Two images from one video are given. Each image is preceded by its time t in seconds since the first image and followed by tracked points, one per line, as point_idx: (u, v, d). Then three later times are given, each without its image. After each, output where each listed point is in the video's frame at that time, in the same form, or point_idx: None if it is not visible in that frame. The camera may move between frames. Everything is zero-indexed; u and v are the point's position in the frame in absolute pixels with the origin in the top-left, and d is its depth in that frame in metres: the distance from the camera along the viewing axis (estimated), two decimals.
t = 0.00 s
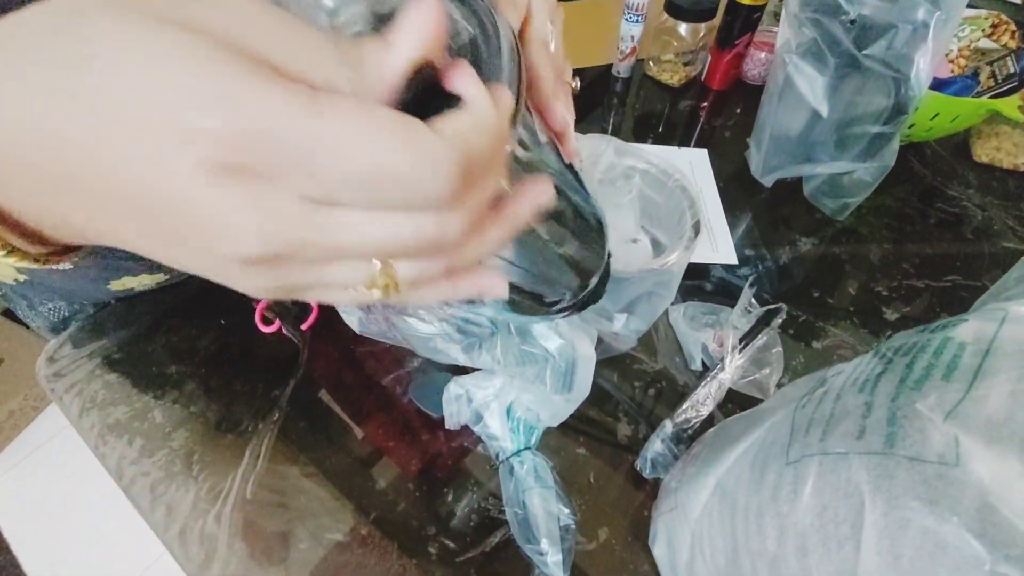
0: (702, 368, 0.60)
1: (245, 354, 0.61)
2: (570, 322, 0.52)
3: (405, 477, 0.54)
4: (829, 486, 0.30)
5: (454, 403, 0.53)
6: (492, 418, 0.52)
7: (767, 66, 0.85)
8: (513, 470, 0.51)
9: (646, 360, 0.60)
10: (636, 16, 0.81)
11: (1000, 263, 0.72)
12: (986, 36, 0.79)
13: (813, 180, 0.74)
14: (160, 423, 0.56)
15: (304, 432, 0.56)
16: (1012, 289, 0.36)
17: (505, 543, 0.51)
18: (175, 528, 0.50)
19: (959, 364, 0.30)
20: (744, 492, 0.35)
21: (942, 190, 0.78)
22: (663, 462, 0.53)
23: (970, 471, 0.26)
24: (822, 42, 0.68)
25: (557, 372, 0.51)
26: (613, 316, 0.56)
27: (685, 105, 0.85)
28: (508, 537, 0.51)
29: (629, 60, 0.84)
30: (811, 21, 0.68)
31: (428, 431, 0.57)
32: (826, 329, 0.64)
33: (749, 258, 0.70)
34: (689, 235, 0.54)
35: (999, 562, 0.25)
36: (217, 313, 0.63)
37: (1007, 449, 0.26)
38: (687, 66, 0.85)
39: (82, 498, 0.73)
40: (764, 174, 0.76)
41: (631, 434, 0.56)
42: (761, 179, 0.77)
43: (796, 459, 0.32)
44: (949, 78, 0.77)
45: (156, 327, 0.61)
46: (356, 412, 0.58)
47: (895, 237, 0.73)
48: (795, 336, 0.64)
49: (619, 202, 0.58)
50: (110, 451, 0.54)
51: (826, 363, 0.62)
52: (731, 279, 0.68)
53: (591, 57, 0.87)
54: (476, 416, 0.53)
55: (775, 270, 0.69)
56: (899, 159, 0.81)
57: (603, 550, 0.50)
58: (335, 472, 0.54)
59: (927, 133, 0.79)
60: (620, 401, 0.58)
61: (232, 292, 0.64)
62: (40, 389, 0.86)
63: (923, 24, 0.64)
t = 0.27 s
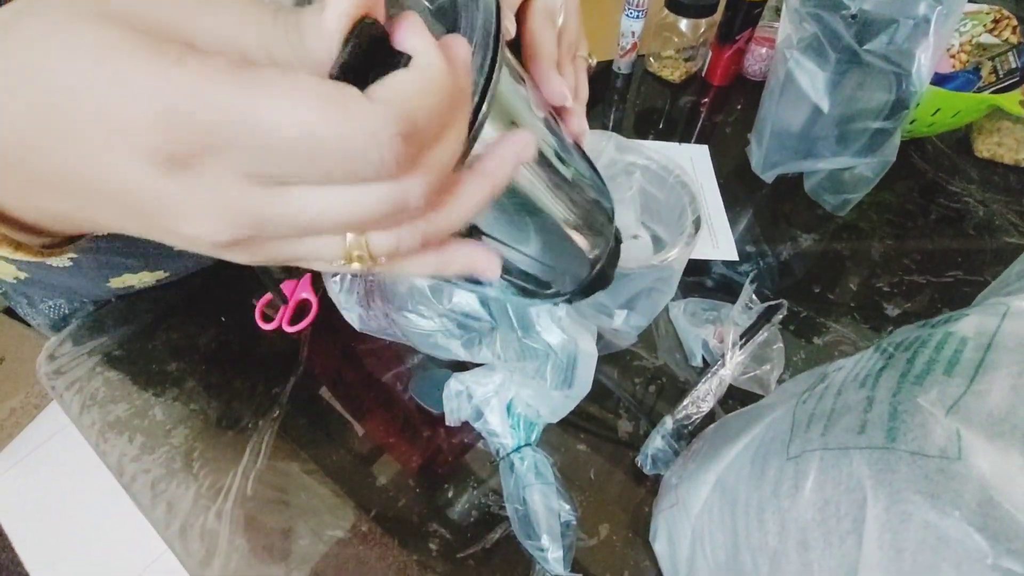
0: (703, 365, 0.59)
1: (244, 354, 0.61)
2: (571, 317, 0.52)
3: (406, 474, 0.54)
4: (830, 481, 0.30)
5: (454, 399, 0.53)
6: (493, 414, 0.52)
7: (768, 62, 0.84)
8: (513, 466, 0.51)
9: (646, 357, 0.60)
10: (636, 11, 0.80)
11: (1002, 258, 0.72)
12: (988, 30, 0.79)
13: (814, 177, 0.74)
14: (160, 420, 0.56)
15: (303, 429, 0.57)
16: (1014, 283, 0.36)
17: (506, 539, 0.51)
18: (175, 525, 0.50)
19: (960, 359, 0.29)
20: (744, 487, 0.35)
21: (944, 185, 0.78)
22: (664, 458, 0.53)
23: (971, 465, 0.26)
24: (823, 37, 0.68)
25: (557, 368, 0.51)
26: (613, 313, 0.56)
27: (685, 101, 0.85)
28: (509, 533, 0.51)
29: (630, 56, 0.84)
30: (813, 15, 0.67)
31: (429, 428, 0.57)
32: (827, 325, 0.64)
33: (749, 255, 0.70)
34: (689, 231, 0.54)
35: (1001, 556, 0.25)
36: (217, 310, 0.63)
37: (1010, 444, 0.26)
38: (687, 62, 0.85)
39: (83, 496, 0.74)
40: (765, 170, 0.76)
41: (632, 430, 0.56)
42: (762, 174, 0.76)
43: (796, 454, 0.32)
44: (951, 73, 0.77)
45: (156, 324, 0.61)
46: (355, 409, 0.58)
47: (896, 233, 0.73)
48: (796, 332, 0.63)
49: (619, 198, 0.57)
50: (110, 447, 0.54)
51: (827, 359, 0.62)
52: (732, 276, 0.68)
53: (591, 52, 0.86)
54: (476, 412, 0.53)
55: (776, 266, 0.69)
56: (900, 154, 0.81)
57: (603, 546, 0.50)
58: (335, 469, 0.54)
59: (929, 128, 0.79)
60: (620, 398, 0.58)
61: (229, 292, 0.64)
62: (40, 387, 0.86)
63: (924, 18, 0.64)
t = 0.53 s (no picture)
0: (704, 361, 0.59)
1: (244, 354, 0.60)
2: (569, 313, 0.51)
3: (407, 472, 0.54)
4: (835, 477, 0.30)
5: (456, 397, 0.53)
6: (494, 411, 0.52)
7: (769, 59, 0.84)
8: (515, 463, 0.51)
9: (647, 353, 0.60)
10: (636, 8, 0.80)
11: (1004, 254, 0.72)
12: (990, 25, 0.79)
13: (815, 173, 0.74)
14: (163, 418, 0.56)
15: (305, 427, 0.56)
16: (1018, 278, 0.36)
17: (508, 536, 0.51)
18: (180, 523, 0.53)
19: (963, 353, 0.29)
20: (749, 483, 0.35)
21: (946, 181, 0.78)
22: (666, 455, 0.53)
23: (976, 459, 0.26)
24: (824, 33, 0.68)
25: (558, 366, 0.50)
26: (614, 309, 0.56)
27: (686, 98, 0.85)
28: (510, 530, 0.51)
29: (630, 53, 0.84)
30: (814, 10, 0.67)
31: (432, 425, 0.56)
32: (829, 322, 0.64)
33: (751, 251, 0.70)
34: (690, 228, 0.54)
35: (1004, 550, 0.25)
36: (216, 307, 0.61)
37: (1016, 437, 0.26)
38: (688, 59, 0.85)
39: (86, 494, 0.74)
40: (766, 166, 0.76)
41: (634, 427, 0.56)
42: (763, 171, 0.77)
43: (799, 449, 0.32)
44: (952, 69, 0.76)
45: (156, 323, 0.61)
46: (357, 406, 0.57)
47: (897, 229, 0.73)
48: (798, 329, 0.63)
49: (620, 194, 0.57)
50: (111, 445, 0.56)
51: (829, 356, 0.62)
52: (733, 272, 0.68)
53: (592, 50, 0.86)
54: (477, 409, 0.53)
55: (778, 263, 0.69)
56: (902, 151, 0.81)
57: (605, 542, 0.50)
58: (337, 465, 0.54)
59: (930, 124, 0.78)
60: (622, 395, 0.58)
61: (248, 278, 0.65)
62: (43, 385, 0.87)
63: (927, 13, 0.64)
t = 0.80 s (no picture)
0: (705, 356, 0.59)
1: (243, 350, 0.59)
2: (569, 308, 0.51)
3: (408, 467, 0.54)
4: (836, 469, 0.30)
5: (457, 391, 0.51)
6: (495, 406, 0.51)
7: (770, 53, 0.84)
8: (516, 458, 0.51)
9: (649, 348, 0.60)
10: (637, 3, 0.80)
11: (1006, 249, 0.71)
12: (993, 19, 0.78)
13: (816, 168, 0.74)
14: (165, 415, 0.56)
15: (304, 422, 0.55)
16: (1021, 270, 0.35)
17: (508, 531, 0.51)
18: (180, 520, 0.54)
19: (966, 345, 0.29)
20: (750, 475, 0.35)
21: (948, 176, 0.77)
22: (667, 449, 0.53)
23: (979, 450, 0.26)
24: (827, 26, 0.68)
25: (558, 361, 0.51)
26: (615, 304, 0.56)
27: (687, 93, 0.85)
28: (511, 526, 0.51)
29: (631, 47, 0.83)
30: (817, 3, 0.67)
31: (433, 420, 0.55)
32: (831, 317, 0.64)
33: (752, 247, 0.70)
34: (693, 222, 0.53)
35: (1008, 541, 0.25)
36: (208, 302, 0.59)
37: (1020, 428, 0.26)
38: (689, 54, 0.84)
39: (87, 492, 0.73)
40: (767, 161, 0.76)
41: (635, 422, 0.56)
42: (765, 166, 0.76)
43: (802, 442, 0.32)
44: (955, 63, 0.76)
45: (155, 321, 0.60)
46: (358, 402, 0.56)
47: (898, 224, 0.73)
48: (800, 324, 0.63)
49: (621, 189, 0.57)
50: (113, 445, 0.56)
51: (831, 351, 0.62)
52: (735, 267, 0.68)
53: (592, 44, 0.86)
54: (478, 404, 0.51)
55: (779, 258, 0.69)
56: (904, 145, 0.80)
57: (606, 537, 0.50)
58: (336, 461, 0.54)
59: (932, 119, 0.78)
60: (623, 389, 0.57)
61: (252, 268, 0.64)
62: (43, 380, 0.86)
63: (931, 5, 0.63)
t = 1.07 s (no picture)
0: (721, 340, 0.59)
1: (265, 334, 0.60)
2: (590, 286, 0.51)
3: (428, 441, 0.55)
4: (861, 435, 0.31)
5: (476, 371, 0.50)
6: (514, 384, 0.50)
7: (789, 44, 0.84)
8: (534, 435, 0.52)
9: (665, 330, 0.60)
10: None
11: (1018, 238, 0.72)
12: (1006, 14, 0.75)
13: (833, 158, 0.74)
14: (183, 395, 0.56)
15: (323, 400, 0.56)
16: None
17: (527, 504, 0.51)
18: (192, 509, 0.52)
19: (990, 316, 0.30)
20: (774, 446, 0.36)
21: (963, 169, 0.77)
22: (684, 428, 0.54)
23: (1005, 414, 0.27)
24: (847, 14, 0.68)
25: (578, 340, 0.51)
26: (634, 285, 0.56)
27: (704, 82, 0.85)
28: (529, 499, 0.52)
29: (649, 37, 0.84)
30: None
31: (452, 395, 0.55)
32: (845, 304, 0.65)
33: (768, 234, 0.70)
34: (713, 206, 0.54)
35: None
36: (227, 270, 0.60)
37: None
38: (706, 44, 0.85)
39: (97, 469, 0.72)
40: (784, 151, 0.76)
41: (651, 402, 0.56)
42: (781, 155, 0.76)
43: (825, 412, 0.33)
44: (971, 57, 0.76)
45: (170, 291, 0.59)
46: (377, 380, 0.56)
47: (912, 214, 0.73)
48: (814, 310, 0.64)
49: (642, 171, 0.57)
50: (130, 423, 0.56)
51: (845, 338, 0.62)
52: (751, 254, 0.69)
53: (609, 34, 0.86)
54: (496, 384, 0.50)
55: (795, 245, 0.69)
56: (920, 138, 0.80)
57: (623, 512, 0.51)
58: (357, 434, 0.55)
59: (948, 111, 0.78)
60: (640, 370, 0.58)
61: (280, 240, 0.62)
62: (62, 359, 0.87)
63: None
